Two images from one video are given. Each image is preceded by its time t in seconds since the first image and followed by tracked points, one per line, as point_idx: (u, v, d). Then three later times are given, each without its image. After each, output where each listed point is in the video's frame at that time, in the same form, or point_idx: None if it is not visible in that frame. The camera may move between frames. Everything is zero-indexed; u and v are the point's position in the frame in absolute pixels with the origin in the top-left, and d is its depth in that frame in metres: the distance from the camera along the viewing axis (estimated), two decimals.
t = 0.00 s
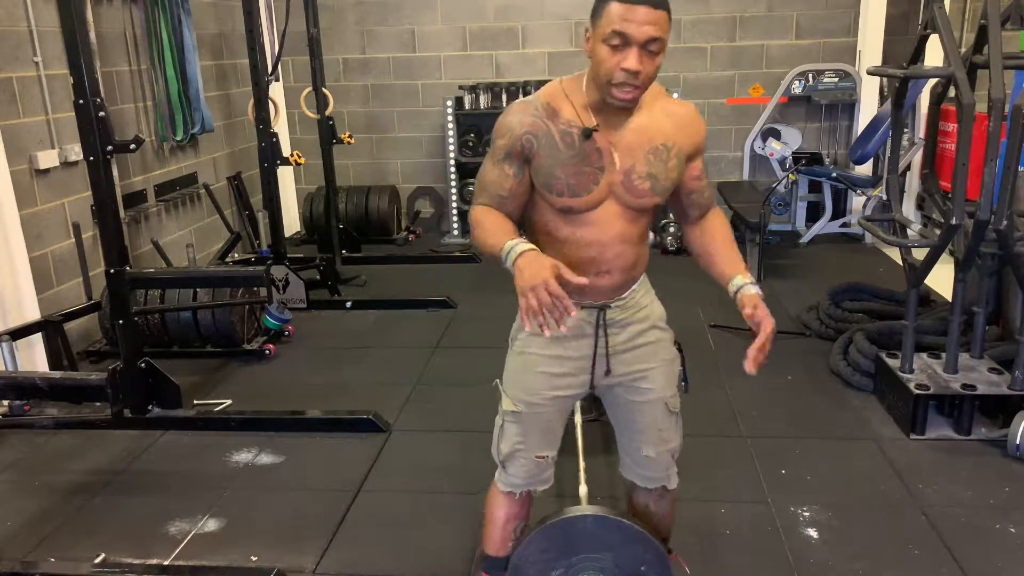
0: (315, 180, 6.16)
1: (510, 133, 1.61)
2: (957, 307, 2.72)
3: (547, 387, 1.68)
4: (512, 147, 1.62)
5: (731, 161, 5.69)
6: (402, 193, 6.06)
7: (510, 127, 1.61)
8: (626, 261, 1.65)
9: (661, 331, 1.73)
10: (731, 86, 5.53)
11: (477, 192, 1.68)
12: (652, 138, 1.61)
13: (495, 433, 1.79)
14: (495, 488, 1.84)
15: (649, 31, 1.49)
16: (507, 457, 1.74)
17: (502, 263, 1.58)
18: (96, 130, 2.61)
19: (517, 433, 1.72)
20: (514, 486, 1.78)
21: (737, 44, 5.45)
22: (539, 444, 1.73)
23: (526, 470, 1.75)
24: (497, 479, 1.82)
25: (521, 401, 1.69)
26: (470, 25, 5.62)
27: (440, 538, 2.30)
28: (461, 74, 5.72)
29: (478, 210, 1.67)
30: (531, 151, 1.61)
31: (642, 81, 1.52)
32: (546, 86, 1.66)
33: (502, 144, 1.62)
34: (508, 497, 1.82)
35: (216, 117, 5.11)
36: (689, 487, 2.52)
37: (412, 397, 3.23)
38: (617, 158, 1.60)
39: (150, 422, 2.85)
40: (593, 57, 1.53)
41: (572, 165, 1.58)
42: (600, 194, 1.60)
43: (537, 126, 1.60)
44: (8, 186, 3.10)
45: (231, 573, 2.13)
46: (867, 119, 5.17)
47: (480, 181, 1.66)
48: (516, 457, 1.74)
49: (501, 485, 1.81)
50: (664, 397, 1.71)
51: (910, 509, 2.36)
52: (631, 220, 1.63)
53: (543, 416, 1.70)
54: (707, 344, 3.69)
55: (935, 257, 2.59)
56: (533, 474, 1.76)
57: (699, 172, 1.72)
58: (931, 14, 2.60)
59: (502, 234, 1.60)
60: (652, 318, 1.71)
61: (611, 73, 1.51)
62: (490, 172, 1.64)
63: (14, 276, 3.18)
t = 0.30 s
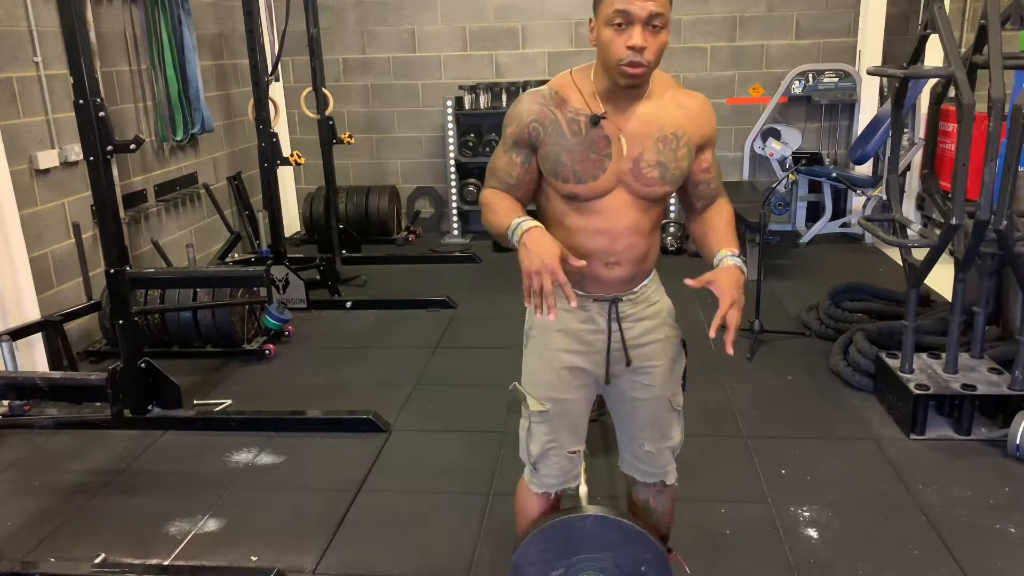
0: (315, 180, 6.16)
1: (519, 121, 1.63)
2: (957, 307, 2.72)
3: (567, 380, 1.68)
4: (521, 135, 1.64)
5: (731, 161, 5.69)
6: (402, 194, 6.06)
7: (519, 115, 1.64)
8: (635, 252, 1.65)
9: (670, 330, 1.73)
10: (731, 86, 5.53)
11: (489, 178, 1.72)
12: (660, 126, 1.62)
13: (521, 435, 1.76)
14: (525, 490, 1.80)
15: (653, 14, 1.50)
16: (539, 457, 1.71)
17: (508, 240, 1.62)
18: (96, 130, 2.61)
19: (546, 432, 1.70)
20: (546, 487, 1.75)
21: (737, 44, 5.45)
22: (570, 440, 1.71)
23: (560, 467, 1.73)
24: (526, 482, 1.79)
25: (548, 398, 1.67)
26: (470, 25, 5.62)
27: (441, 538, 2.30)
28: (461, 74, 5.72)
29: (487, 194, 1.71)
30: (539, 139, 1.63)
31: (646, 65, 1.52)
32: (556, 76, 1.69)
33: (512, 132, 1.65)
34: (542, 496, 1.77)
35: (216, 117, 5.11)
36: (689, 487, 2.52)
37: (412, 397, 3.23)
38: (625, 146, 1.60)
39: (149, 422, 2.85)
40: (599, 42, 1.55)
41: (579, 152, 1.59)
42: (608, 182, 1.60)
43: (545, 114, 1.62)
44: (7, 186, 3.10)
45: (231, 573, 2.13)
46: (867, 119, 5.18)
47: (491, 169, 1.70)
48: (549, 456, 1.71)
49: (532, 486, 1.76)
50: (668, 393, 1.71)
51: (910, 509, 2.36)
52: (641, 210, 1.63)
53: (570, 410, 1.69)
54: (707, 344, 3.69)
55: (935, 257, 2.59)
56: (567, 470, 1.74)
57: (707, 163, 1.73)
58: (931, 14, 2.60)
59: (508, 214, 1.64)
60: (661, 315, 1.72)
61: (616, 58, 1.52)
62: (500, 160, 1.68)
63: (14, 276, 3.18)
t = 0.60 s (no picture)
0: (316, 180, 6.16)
1: (479, 121, 1.65)
2: (957, 307, 2.72)
3: (548, 383, 1.69)
4: (482, 136, 1.65)
5: (731, 161, 5.69)
6: (403, 194, 6.06)
7: (479, 116, 1.65)
8: (609, 247, 1.64)
9: (649, 328, 1.74)
10: (731, 86, 5.53)
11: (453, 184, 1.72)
12: (620, 118, 1.63)
13: (505, 435, 1.78)
14: (511, 487, 1.83)
15: None
16: (522, 457, 1.75)
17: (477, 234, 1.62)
18: (96, 130, 2.61)
19: (527, 433, 1.72)
20: (530, 485, 1.78)
21: (737, 45, 5.45)
22: (552, 440, 1.74)
23: (544, 466, 1.76)
24: (512, 480, 1.82)
25: (528, 402, 1.69)
26: (470, 25, 5.62)
27: (441, 539, 2.30)
28: (461, 74, 5.72)
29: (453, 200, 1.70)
30: (500, 138, 1.63)
31: (593, 49, 1.55)
32: (514, 78, 1.70)
33: (473, 134, 1.66)
34: (527, 494, 1.81)
35: (216, 117, 5.11)
36: (689, 488, 2.52)
37: (412, 397, 3.23)
38: (588, 139, 1.60)
39: (150, 421, 2.84)
40: (547, 33, 1.57)
41: (542, 147, 1.60)
42: (575, 177, 1.60)
43: (505, 112, 1.63)
44: (7, 186, 3.10)
45: (231, 573, 2.12)
46: (867, 119, 5.18)
47: (456, 174, 1.70)
48: (532, 456, 1.74)
49: (518, 484, 1.80)
50: (650, 394, 1.74)
51: (910, 509, 2.36)
52: (611, 204, 1.63)
53: (550, 412, 1.71)
54: (707, 344, 3.69)
55: (935, 257, 2.59)
56: (551, 468, 1.77)
57: (667, 152, 1.75)
58: (931, 14, 2.60)
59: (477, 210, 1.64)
60: (641, 315, 1.72)
61: (566, 45, 1.55)
62: (465, 164, 1.68)
63: (14, 276, 3.18)
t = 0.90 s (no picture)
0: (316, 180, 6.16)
1: (445, 138, 1.65)
2: (957, 307, 2.72)
3: (528, 384, 1.71)
4: (448, 151, 1.66)
5: (731, 161, 5.69)
6: (403, 194, 6.06)
7: (443, 132, 1.65)
8: (581, 246, 1.67)
9: (623, 326, 1.77)
10: (731, 86, 5.53)
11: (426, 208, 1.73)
12: (582, 119, 1.64)
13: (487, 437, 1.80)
14: (496, 486, 1.84)
15: (544, 10, 1.53)
16: (507, 457, 1.76)
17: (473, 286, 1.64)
18: (96, 130, 2.61)
19: (510, 434, 1.75)
20: (516, 484, 1.80)
21: (737, 44, 5.45)
22: (534, 438, 1.77)
23: (528, 464, 1.78)
24: (497, 480, 1.83)
25: (509, 404, 1.71)
26: (470, 25, 5.61)
27: (441, 539, 2.30)
28: (461, 74, 5.72)
29: (431, 228, 1.72)
30: (467, 152, 1.64)
31: (549, 60, 1.55)
32: (474, 89, 1.70)
33: (440, 150, 1.66)
34: (513, 492, 1.82)
35: (216, 117, 5.11)
36: (689, 487, 2.52)
37: (412, 397, 3.23)
38: (552, 144, 1.61)
39: (150, 422, 2.81)
40: (503, 46, 1.57)
41: (509, 157, 1.60)
42: (543, 182, 1.62)
43: (469, 127, 1.63)
44: (7, 186, 3.10)
45: (231, 573, 2.12)
46: (867, 119, 5.18)
47: (426, 190, 1.71)
48: (516, 456, 1.76)
49: (503, 483, 1.81)
50: (628, 392, 1.76)
51: (910, 510, 2.36)
52: (579, 205, 1.65)
53: (531, 411, 1.73)
54: (707, 344, 3.69)
55: (935, 257, 2.59)
56: (535, 466, 1.79)
57: (630, 150, 1.77)
58: (930, 14, 2.60)
59: (470, 255, 1.65)
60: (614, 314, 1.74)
61: (521, 59, 1.55)
62: (433, 179, 1.69)
63: (14, 276, 3.18)
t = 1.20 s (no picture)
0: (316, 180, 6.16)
1: (430, 143, 1.65)
2: (957, 307, 2.72)
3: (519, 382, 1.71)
4: (434, 157, 1.66)
5: (731, 162, 5.69)
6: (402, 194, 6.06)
7: (429, 138, 1.65)
8: (568, 246, 1.67)
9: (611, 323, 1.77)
10: (731, 86, 5.53)
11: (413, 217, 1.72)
12: (566, 120, 1.64)
13: (480, 437, 1.81)
14: (491, 485, 1.85)
15: (521, 16, 1.53)
16: (500, 456, 1.77)
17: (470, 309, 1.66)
18: (96, 130, 2.61)
19: (503, 433, 1.75)
20: (510, 482, 1.81)
21: (737, 44, 5.45)
22: (527, 436, 1.78)
23: (522, 461, 1.79)
24: (490, 478, 1.84)
25: (501, 404, 1.72)
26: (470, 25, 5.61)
27: (440, 539, 2.30)
28: (461, 74, 5.72)
29: (419, 236, 1.72)
30: (453, 157, 1.64)
31: (529, 65, 1.56)
32: (457, 93, 1.70)
33: (425, 156, 1.67)
34: (508, 490, 1.83)
35: (216, 117, 5.11)
36: (689, 487, 2.52)
37: (413, 398, 3.23)
38: (536, 146, 1.62)
39: (150, 422, 2.79)
40: (483, 53, 1.57)
41: (494, 161, 1.61)
42: (529, 185, 1.62)
43: (453, 132, 1.63)
44: (7, 186, 3.10)
45: (230, 573, 2.12)
46: (867, 119, 5.18)
47: (412, 197, 1.71)
48: (510, 454, 1.77)
49: (497, 481, 1.82)
50: (619, 388, 1.76)
51: (910, 510, 2.36)
52: (566, 205, 1.65)
53: (523, 409, 1.74)
54: (707, 344, 3.69)
55: (935, 257, 2.59)
56: (528, 463, 1.80)
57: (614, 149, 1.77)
58: (930, 14, 2.60)
59: (466, 278, 1.66)
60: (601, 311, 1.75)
61: (500, 66, 1.55)
62: (419, 185, 1.69)
63: (14, 276, 3.18)
